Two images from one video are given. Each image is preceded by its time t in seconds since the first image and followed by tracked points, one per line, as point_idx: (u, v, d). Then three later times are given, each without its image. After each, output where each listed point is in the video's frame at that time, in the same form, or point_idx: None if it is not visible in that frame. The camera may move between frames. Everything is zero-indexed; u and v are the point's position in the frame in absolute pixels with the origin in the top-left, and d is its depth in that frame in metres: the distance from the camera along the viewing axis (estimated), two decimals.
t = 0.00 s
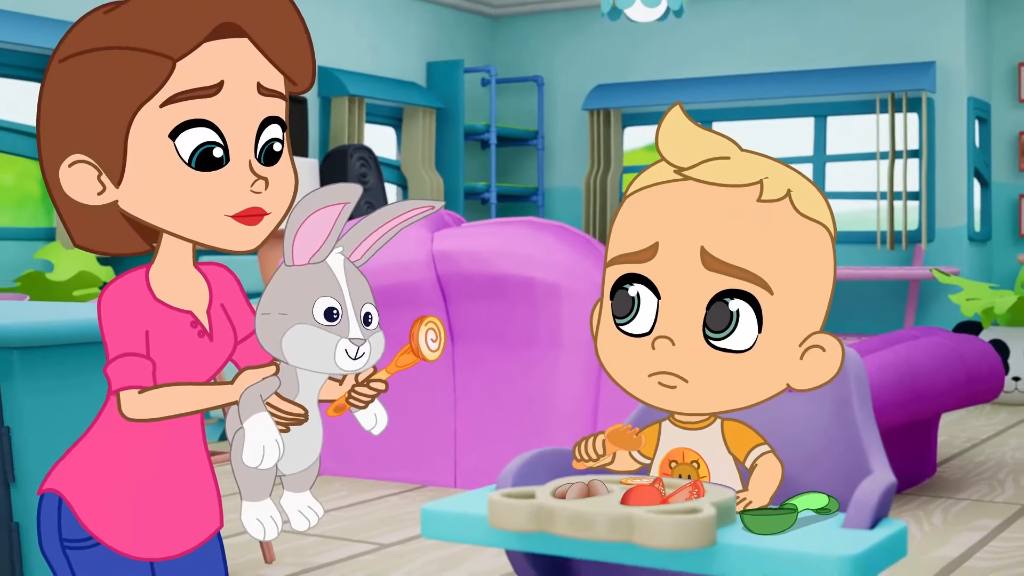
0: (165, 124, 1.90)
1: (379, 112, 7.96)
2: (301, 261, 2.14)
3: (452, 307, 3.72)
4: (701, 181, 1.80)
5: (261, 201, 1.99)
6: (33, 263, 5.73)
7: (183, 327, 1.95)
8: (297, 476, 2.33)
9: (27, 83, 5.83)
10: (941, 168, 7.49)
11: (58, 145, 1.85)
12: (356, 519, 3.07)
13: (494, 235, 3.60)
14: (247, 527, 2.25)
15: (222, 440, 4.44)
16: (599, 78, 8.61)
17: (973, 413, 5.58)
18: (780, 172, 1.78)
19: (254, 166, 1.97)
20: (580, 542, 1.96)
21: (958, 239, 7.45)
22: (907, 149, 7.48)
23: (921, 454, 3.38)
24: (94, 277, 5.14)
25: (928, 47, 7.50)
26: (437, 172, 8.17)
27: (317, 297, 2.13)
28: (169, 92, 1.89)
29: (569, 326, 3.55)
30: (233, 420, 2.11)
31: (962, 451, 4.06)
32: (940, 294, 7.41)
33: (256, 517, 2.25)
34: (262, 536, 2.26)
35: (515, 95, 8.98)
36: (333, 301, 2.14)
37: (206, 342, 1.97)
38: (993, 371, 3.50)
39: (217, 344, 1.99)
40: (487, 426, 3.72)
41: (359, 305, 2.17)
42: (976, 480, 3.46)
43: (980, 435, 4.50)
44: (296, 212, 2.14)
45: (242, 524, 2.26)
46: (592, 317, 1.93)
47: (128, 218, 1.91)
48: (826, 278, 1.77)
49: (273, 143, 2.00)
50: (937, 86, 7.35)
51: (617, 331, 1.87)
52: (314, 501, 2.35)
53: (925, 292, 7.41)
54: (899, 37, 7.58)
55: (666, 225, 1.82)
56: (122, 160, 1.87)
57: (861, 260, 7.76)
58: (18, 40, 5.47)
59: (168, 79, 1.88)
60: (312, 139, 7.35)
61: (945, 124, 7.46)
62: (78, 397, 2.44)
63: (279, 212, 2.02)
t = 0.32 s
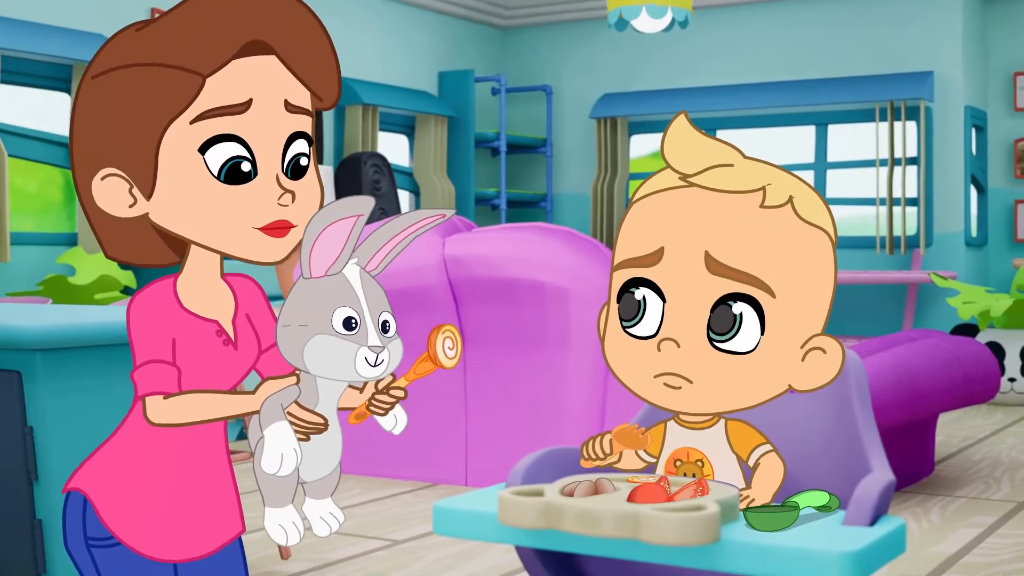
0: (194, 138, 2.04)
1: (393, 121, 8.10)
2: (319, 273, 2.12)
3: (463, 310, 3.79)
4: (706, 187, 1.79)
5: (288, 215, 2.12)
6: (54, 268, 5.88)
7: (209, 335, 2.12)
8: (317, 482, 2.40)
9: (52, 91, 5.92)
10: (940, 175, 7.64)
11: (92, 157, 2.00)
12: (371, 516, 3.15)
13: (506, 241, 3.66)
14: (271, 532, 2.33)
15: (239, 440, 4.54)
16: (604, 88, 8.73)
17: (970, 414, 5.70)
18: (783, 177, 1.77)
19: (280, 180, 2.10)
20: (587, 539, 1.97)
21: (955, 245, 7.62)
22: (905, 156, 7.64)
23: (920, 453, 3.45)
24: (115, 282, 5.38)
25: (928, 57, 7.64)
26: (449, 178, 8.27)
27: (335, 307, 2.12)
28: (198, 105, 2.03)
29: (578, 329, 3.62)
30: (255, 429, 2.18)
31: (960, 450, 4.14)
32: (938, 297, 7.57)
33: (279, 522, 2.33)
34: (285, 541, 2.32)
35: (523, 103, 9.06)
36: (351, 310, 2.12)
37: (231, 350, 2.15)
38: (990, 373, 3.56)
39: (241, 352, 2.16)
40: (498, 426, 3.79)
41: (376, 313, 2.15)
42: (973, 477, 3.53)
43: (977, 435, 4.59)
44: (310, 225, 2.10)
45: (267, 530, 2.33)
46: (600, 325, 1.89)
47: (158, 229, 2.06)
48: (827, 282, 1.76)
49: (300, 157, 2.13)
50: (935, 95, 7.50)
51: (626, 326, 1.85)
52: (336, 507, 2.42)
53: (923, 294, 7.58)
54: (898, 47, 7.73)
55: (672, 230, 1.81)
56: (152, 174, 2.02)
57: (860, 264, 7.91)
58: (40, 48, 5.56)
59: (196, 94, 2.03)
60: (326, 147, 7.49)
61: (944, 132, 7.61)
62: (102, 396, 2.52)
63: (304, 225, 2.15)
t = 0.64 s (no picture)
0: (295, 198, 1.88)
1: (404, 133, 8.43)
2: (389, 355, 1.89)
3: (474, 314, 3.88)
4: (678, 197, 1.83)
5: (392, 264, 1.95)
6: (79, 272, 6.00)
7: (286, 386, 2.00)
8: (389, 559, 2.01)
9: (78, 102, 6.09)
10: (936, 182, 7.85)
11: (195, 226, 1.87)
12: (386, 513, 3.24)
13: (519, 246, 3.77)
14: None
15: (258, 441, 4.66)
16: (614, 97, 8.95)
17: (964, 413, 5.87)
18: (750, 177, 1.80)
19: (381, 232, 1.93)
20: (596, 535, 2.02)
21: (952, 250, 7.84)
22: (904, 164, 7.85)
23: (918, 452, 3.53)
24: (137, 284, 5.72)
25: (926, 68, 7.85)
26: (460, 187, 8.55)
27: (402, 392, 1.88)
28: (298, 165, 1.88)
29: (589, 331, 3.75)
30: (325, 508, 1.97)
31: (956, 449, 4.25)
32: (936, 300, 7.80)
33: None
34: None
35: (534, 113, 9.30)
36: (418, 395, 1.88)
37: (305, 404, 2.00)
38: (986, 373, 3.63)
39: (316, 408, 2.01)
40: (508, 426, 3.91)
41: (444, 399, 1.89)
42: (968, 476, 3.61)
43: (972, 435, 4.70)
44: (379, 309, 1.90)
45: None
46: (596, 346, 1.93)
47: (266, 288, 1.92)
48: (806, 280, 1.79)
49: (399, 208, 1.95)
50: (932, 105, 7.73)
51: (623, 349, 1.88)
52: None
53: (921, 297, 7.81)
54: (896, 59, 7.92)
55: (650, 245, 1.85)
56: (258, 237, 1.88)
57: (859, 267, 8.12)
58: (65, 59, 5.65)
59: (295, 155, 1.88)
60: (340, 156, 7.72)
61: (942, 141, 7.82)
62: (123, 398, 2.58)
63: (410, 270, 1.97)
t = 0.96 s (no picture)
0: (311, 204, 1.93)
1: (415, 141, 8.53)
2: (413, 362, 1.97)
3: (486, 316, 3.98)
4: (681, 204, 1.89)
5: (408, 265, 2.00)
6: (101, 277, 6.12)
7: (304, 387, 2.07)
8: (408, 558, 2.10)
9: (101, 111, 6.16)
10: (934, 189, 8.02)
11: (213, 233, 1.89)
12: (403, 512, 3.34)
13: (530, 251, 3.89)
14: None
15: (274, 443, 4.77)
16: (622, 106, 9.17)
17: (962, 413, 6.01)
18: (748, 183, 1.85)
19: (396, 235, 1.98)
20: (604, 531, 2.06)
21: (950, 255, 7.99)
22: (903, 171, 7.98)
23: (917, 451, 3.61)
24: (159, 288, 5.89)
25: (924, 79, 8.00)
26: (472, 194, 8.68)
27: (422, 397, 1.95)
28: (314, 170, 1.92)
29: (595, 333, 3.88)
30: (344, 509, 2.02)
31: (952, 449, 4.35)
32: (934, 304, 7.96)
33: None
34: None
35: (544, 122, 9.53)
36: (437, 401, 1.95)
37: (322, 404, 2.08)
38: (983, 375, 3.71)
39: (332, 408, 2.08)
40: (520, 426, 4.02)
41: (461, 407, 1.96)
42: (967, 474, 3.71)
43: (969, 436, 4.82)
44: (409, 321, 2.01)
45: None
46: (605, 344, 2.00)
47: (285, 292, 1.97)
48: (806, 281, 1.85)
49: (412, 211, 2.00)
50: (930, 114, 7.88)
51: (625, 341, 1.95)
52: None
53: (920, 302, 7.96)
54: (896, 69, 8.07)
55: (655, 248, 1.91)
56: (276, 243, 1.92)
57: (859, 271, 8.29)
58: (92, 69, 5.77)
59: (309, 164, 1.92)
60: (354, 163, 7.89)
61: (940, 149, 7.97)
62: (141, 398, 2.66)
63: (425, 273, 2.02)
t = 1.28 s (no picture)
0: (325, 211, 1.93)
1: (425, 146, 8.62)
2: (423, 362, 1.98)
3: (495, 318, 4.06)
4: (686, 210, 1.85)
5: (419, 269, 1.99)
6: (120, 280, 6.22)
7: (318, 388, 2.10)
8: (419, 554, 2.12)
9: (120, 118, 6.26)
10: (932, 194, 8.16)
11: (230, 237, 1.91)
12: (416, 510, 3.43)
13: (537, 255, 3.98)
14: None
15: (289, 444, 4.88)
16: (626, 114, 9.35)
17: (959, 413, 6.17)
18: (752, 189, 1.81)
19: (407, 239, 1.97)
20: (612, 529, 2.05)
21: (948, 259, 8.12)
22: (902, 177, 8.07)
23: (915, 450, 3.68)
24: (176, 291, 5.99)
25: (922, 87, 8.14)
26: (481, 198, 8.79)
27: (432, 398, 1.96)
28: (327, 176, 1.93)
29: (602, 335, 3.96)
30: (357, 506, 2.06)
31: (950, 448, 4.44)
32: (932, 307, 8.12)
33: None
34: None
35: (551, 129, 9.73)
36: (447, 400, 1.95)
37: (335, 404, 2.11)
38: (980, 375, 3.78)
39: (345, 408, 2.11)
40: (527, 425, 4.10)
41: (472, 406, 1.96)
42: (963, 472, 3.81)
43: (966, 434, 4.96)
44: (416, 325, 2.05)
45: None
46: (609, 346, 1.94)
47: (299, 294, 1.98)
48: (807, 284, 1.81)
49: (424, 216, 1.99)
50: (928, 122, 8.01)
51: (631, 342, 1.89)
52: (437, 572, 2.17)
53: (918, 305, 8.13)
54: (894, 78, 8.23)
55: (660, 253, 1.86)
56: (292, 247, 1.93)
57: (859, 274, 8.40)
58: (111, 77, 5.87)
59: (323, 170, 1.93)
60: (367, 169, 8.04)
61: (938, 155, 8.10)
62: (160, 399, 2.73)
63: (436, 276, 2.01)
